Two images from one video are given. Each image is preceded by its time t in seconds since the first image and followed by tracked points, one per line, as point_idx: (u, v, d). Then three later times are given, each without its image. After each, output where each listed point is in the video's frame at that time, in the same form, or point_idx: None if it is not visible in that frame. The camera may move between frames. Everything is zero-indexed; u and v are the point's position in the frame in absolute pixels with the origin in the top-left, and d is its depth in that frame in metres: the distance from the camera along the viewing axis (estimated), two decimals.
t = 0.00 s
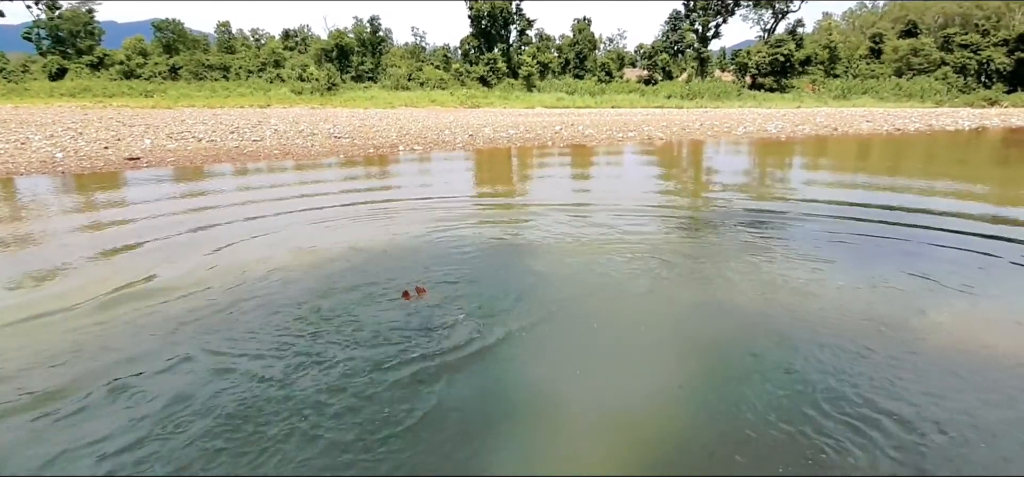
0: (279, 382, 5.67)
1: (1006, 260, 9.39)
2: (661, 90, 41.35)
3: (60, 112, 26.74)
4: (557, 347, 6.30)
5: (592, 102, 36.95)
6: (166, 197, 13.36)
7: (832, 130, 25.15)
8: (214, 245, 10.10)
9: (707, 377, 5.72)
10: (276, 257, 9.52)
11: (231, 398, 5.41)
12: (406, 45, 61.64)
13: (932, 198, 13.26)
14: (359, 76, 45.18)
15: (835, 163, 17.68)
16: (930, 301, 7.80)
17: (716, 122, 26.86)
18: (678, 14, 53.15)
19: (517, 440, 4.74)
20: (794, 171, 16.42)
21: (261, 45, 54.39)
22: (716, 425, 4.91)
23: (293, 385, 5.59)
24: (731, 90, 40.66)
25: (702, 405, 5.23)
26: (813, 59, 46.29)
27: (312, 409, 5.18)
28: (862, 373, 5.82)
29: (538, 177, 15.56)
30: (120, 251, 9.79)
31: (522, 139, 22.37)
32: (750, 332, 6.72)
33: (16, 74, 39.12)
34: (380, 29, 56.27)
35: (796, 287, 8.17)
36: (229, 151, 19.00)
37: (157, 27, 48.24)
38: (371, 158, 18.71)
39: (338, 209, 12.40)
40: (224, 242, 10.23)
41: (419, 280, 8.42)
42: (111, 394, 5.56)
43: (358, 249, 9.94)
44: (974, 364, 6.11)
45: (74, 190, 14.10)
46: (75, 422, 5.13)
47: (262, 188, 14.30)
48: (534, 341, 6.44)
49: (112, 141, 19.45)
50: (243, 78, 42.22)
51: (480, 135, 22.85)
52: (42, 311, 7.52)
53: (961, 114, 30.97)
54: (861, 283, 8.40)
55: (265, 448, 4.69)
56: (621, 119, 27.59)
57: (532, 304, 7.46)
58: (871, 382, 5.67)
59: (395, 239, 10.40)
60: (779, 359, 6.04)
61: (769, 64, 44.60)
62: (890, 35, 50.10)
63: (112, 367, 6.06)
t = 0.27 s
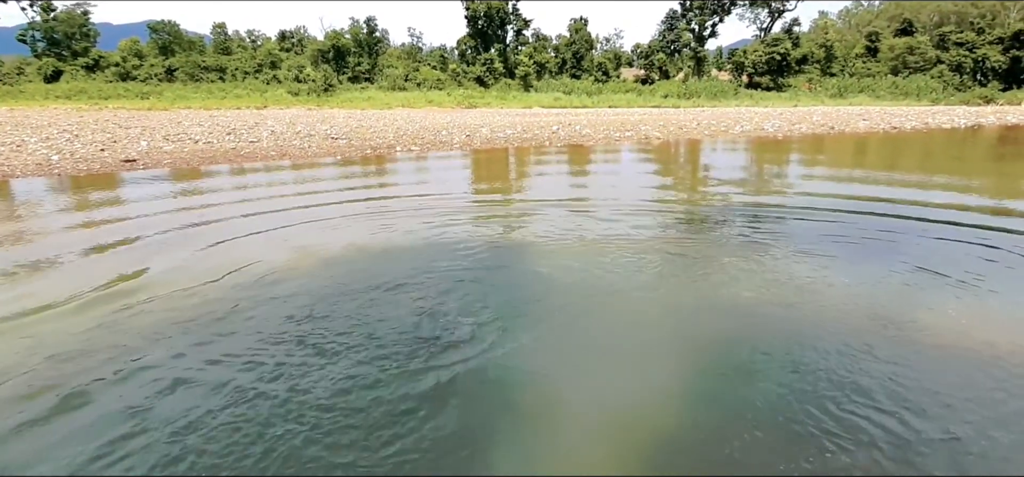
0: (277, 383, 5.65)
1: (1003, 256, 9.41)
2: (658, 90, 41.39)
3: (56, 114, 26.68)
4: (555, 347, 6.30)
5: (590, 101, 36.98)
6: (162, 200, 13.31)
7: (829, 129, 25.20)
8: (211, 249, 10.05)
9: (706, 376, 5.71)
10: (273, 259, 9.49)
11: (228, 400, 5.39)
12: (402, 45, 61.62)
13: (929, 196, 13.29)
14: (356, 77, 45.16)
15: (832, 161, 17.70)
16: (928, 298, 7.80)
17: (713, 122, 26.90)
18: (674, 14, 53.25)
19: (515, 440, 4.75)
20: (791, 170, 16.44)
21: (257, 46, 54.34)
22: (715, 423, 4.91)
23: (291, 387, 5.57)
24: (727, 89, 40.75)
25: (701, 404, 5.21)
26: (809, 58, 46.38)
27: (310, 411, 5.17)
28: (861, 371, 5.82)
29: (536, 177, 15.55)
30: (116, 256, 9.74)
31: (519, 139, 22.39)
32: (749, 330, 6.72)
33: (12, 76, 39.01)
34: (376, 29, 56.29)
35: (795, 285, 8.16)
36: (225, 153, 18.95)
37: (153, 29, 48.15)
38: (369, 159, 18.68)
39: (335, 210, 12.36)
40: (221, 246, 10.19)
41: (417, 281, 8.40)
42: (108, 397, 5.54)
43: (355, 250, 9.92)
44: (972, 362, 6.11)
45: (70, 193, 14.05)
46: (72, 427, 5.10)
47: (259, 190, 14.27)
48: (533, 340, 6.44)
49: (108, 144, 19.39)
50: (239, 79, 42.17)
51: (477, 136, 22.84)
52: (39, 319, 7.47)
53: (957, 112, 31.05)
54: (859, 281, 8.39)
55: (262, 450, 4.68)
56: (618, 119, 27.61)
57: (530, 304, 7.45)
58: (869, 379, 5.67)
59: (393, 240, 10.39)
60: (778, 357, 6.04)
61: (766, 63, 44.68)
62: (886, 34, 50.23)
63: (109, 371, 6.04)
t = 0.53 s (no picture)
0: (278, 384, 5.60)
1: (1003, 254, 9.43)
2: (655, 89, 41.43)
3: (51, 115, 26.53)
4: (556, 347, 6.27)
5: (586, 101, 37.00)
6: (160, 202, 13.28)
7: (825, 128, 25.27)
8: (209, 249, 10.02)
9: (706, 374, 5.72)
10: (271, 259, 9.47)
11: (229, 401, 5.34)
12: (399, 46, 61.59)
13: (926, 194, 13.32)
14: (352, 77, 45.12)
15: (829, 160, 17.75)
16: (929, 296, 7.80)
17: (710, 121, 26.94)
18: (671, 14, 53.34)
19: (517, 439, 4.73)
20: (788, 169, 16.47)
21: (253, 47, 54.19)
22: (717, 423, 4.90)
23: (292, 388, 5.52)
24: (724, 89, 40.78)
25: (701, 403, 5.22)
26: (805, 57, 46.49)
27: (314, 412, 5.13)
28: (863, 369, 5.82)
29: (533, 177, 15.55)
30: (114, 257, 9.70)
31: (517, 139, 22.36)
32: (747, 329, 6.71)
33: (6, 78, 38.84)
34: (373, 30, 56.17)
35: (793, 283, 8.18)
36: (222, 154, 18.92)
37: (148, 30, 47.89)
38: (366, 159, 18.66)
39: (333, 210, 12.34)
40: (219, 246, 10.16)
41: (417, 281, 8.37)
42: (109, 398, 5.49)
43: (354, 249, 9.91)
44: (973, 359, 6.12)
45: (66, 195, 13.97)
46: (71, 428, 5.05)
47: (256, 190, 14.23)
48: (533, 340, 6.40)
49: (104, 145, 19.33)
50: (236, 80, 42.09)
51: (474, 136, 22.83)
52: (35, 319, 7.42)
53: (953, 111, 31.16)
54: (858, 279, 8.41)
55: (265, 452, 4.63)
56: (615, 119, 27.63)
57: (530, 304, 7.41)
58: (873, 379, 5.66)
59: (392, 240, 10.34)
60: (779, 357, 6.02)
61: (762, 62, 44.78)
62: (882, 33, 50.38)
63: (108, 372, 5.99)
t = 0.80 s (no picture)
0: (275, 387, 5.57)
1: (999, 253, 9.45)
2: (652, 90, 41.46)
3: (47, 117, 26.44)
4: (553, 348, 6.25)
5: (584, 101, 37.02)
6: (155, 202, 13.23)
7: (822, 127, 25.32)
8: (204, 250, 9.98)
9: (701, 375, 5.71)
10: (267, 259, 9.44)
11: (226, 404, 5.32)
12: (396, 47, 61.55)
13: (922, 194, 13.35)
14: (349, 78, 45.08)
15: (825, 160, 17.77)
16: (927, 296, 7.80)
17: (706, 121, 26.98)
18: (667, 14, 53.42)
19: (515, 442, 4.70)
20: (785, 169, 16.50)
21: (249, 48, 54.07)
22: (715, 424, 4.88)
23: (289, 391, 5.49)
24: (721, 89, 40.83)
25: (696, 403, 5.21)
26: (802, 57, 46.59)
27: (310, 415, 5.10)
28: (862, 369, 5.81)
29: (530, 178, 15.54)
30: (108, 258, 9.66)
31: (514, 139, 22.34)
32: (743, 329, 6.70)
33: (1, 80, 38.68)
34: (369, 30, 56.09)
35: (790, 283, 8.18)
36: (218, 155, 18.87)
37: (144, 31, 47.73)
38: (363, 160, 18.63)
39: (330, 211, 12.31)
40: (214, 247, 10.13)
41: (414, 282, 8.34)
42: (104, 402, 5.46)
43: (350, 250, 9.88)
44: (971, 359, 6.13)
45: (61, 197, 13.92)
46: (66, 432, 5.02)
47: (252, 191, 14.20)
48: (530, 342, 6.38)
49: (100, 146, 19.27)
50: (232, 81, 42.00)
51: (471, 136, 22.82)
52: (29, 322, 7.38)
53: (949, 110, 31.25)
54: (854, 278, 8.42)
55: (262, 456, 4.60)
56: (612, 119, 27.64)
57: (527, 305, 7.39)
58: (871, 379, 5.65)
59: (389, 240, 10.31)
60: (777, 357, 6.01)
61: (759, 62, 44.86)
62: (878, 33, 50.52)
63: (103, 375, 5.95)
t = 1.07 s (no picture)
0: (273, 386, 5.56)
1: (996, 252, 9.47)
2: (650, 90, 41.49)
3: (44, 118, 26.37)
4: (551, 348, 6.23)
5: (582, 102, 37.05)
6: (153, 203, 13.22)
7: (819, 127, 25.38)
8: (202, 250, 9.96)
9: (700, 374, 5.71)
10: (265, 259, 9.43)
11: (223, 404, 5.30)
12: (394, 47, 61.53)
13: (919, 193, 13.38)
14: (347, 79, 45.02)
15: (823, 160, 17.80)
16: (924, 295, 7.81)
17: (704, 122, 27.02)
18: (665, 15, 53.52)
19: (512, 441, 4.70)
20: (782, 169, 16.53)
21: (247, 49, 54.01)
22: (712, 423, 4.87)
23: (286, 391, 5.47)
24: (719, 89, 40.88)
25: (696, 403, 5.21)
26: (799, 58, 46.68)
27: (308, 415, 5.08)
28: (859, 369, 5.81)
29: (528, 178, 15.54)
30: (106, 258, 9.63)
31: (512, 140, 22.35)
32: (743, 328, 6.70)
33: None
34: (367, 31, 56.06)
35: (787, 282, 8.20)
36: (216, 155, 18.84)
37: (141, 32, 47.63)
38: (360, 161, 18.64)
39: (328, 212, 12.29)
40: (212, 248, 10.10)
41: (412, 282, 8.33)
42: (99, 401, 5.43)
43: (347, 250, 9.88)
44: (968, 358, 6.13)
45: (58, 197, 13.87)
46: (62, 431, 4.99)
47: (249, 192, 14.20)
48: (528, 342, 6.37)
49: (97, 147, 19.24)
50: (229, 82, 41.95)
51: (469, 137, 22.83)
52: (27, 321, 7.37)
53: (946, 110, 31.33)
54: (852, 277, 8.44)
55: (259, 455, 4.59)
56: (610, 120, 27.68)
57: (525, 306, 7.37)
58: (868, 376, 5.68)
59: (386, 241, 10.30)
60: (774, 355, 6.03)
61: (756, 62, 44.93)
62: (875, 34, 50.64)
63: (99, 374, 5.91)
